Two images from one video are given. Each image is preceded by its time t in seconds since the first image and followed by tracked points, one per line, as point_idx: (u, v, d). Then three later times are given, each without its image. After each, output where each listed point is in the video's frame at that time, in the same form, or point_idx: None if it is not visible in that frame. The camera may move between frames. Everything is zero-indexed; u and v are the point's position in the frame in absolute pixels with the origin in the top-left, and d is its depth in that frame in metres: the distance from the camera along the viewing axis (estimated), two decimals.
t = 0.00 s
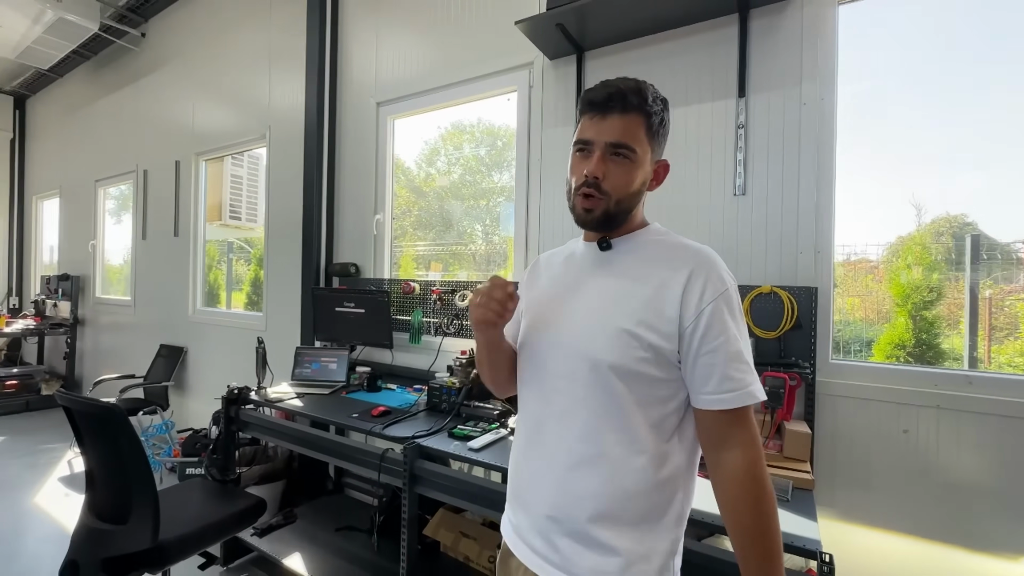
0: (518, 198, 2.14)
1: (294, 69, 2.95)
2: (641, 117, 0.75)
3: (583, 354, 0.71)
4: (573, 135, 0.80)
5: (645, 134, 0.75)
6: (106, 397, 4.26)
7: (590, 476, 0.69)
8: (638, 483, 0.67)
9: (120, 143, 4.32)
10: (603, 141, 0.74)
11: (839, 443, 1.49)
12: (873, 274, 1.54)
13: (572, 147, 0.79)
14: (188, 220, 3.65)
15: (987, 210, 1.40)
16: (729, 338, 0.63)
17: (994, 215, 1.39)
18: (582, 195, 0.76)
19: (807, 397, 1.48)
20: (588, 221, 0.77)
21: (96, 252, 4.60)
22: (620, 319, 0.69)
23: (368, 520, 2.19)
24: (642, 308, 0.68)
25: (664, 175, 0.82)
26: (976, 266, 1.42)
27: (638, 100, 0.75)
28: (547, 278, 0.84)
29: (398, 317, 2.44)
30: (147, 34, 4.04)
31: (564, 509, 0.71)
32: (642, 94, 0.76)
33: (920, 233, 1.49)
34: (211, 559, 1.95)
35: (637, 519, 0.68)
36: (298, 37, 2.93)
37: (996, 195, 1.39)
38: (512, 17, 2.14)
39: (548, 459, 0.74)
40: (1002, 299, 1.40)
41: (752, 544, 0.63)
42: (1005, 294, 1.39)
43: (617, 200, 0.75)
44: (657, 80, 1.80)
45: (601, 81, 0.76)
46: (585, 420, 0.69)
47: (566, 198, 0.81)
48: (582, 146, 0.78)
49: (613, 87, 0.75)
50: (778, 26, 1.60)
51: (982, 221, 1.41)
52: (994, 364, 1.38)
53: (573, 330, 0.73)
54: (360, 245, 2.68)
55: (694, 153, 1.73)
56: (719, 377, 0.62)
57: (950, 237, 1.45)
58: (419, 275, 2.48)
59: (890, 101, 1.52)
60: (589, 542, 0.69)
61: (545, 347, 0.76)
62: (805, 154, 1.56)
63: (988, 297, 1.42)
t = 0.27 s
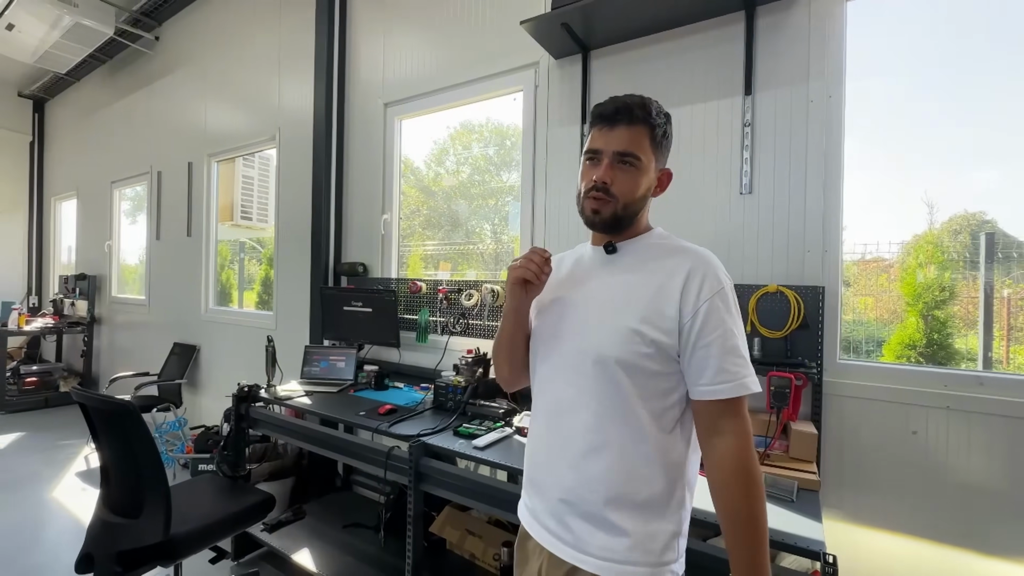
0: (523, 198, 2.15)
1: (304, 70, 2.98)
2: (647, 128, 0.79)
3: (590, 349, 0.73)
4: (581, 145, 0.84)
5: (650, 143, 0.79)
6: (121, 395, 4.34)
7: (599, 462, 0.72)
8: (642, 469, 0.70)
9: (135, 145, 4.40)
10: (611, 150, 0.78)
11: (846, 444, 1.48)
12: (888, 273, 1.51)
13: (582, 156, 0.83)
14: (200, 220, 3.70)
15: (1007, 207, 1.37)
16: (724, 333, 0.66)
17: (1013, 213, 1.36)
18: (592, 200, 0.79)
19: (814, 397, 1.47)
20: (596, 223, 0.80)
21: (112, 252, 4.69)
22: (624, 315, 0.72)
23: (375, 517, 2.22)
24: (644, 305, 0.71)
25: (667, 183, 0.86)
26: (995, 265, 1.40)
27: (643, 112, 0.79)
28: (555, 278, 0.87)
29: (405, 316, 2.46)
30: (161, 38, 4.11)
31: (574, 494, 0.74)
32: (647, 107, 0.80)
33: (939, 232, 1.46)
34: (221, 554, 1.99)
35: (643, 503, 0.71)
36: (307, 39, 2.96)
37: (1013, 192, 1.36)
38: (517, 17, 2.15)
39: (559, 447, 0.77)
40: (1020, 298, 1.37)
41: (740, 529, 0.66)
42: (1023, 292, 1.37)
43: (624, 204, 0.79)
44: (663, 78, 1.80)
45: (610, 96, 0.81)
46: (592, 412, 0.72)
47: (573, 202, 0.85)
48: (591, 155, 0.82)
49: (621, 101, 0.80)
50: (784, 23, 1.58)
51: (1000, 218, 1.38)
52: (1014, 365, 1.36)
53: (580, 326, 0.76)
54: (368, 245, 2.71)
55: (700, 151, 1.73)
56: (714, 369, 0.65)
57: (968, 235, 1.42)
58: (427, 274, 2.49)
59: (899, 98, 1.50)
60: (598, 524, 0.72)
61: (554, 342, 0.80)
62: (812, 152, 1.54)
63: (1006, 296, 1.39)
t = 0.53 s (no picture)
0: (527, 199, 2.16)
1: (309, 72, 3.01)
2: (651, 143, 0.82)
3: (607, 351, 0.77)
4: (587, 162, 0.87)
5: (654, 158, 0.82)
6: (131, 393, 4.39)
7: (618, 456, 0.75)
8: (658, 461, 0.73)
9: (144, 147, 4.45)
10: (617, 167, 0.81)
11: (850, 445, 1.47)
12: (896, 273, 1.51)
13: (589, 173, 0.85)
14: (208, 221, 3.74)
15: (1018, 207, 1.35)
16: (726, 330, 0.69)
17: None
18: (601, 215, 0.82)
19: (817, 399, 1.46)
20: (608, 236, 0.83)
21: (122, 252, 4.75)
22: (636, 318, 0.76)
23: (380, 515, 2.23)
24: (654, 307, 0.75)
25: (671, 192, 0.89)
26: (1004, 265, 1.38)
27: (646, 128, 0.82)
28: (571, 287, 0.91)
29: (410, 316, 2.47)
30: (169, 40, 4.16)
31: (595, 486, 0.78)
32: (649, 122, 0.82)
33: (948, 231, 1.44)
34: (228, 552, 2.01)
35: (660, 494, 0.74)
36: (313, 41, 2.98)
37: None
38: (521, 18, 2.15)
39: (580, 442, 0.81)
40: None
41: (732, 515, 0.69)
42: None
43: (633, 217, 0.81)
44: (666, 79, 1.80)
45: (610, 115, 0.83)
46: (607, 409, 0.76)
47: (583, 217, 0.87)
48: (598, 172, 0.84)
49: (622, 120, 0.82)
50: (788, 23, 1.58)
51: (1012, 217, 1.36)
52: None
53: (596, 329, 0.80)
54: (373, 245, 2.73)
55: (703, 152, 1.73)
56: (716, 363, 0.68)
57: (978, 234, 1.40)
58: (432, 274, 2.51)
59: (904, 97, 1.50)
60: (618, 514, 0.76)
61: (569, 346, 0.84)
62: (816, 152, 1.54)
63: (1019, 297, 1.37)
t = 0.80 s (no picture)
0: (528, 198, 2.16)
1: (311, 72, 3.01)
2: (655, 140, 0.83)
3: (617, 347, 0.78)
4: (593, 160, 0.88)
5: (659, 155, 0.83)
6: (134, 392, 4.41)
7: (633, 448, 0.76)
8: (672, 451, 0.74)
9: (147, 147, 4.47)
10: (624, 162, 0.82)
11: (851, 444, 1.47)
12: (899, 272, 1.50)
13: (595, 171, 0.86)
14: (210, 221, 3.76)
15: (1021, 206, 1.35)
16: (731, 322, 0.70)
17: None
18: (608, 209, 0.82)
19: (818, 398, 1.45)
20: (615, 231, 0.83)
21: (125, 252, 4.77)
22: (645, 314, 0.77)
23: (382, 514, 2.24)
24: (663, 303, 0.76)
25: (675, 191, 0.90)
26: (1007, 264, 1.38)
27: (651, 126, 0.84)
28: (578, 286, 0.92)
29: (411, 316, 2.48)
30: (172, 41, 4.17)
31: (611, 479, 0.78)
32: (653, 122, 0.84)
33: (953, 231, 1.44)
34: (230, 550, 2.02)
35: (676, 483, 0.75)
36: (315, 41, 2.99)
37: None
38: (522, 18, 2.15)
39: (594, 436, 0.81)
40: None
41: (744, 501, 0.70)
42: None
43: (639, 211, 0.82)
44: (667, 78, 1.79)
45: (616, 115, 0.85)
46: (620, 403, 0.77)
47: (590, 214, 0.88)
48: (604, 170, 0.85)
49: (628, 118, 0.84)
50: (789, 22, 1.57)
51: (1016, 217, 1.36)
52: None
53: (605, 326, 0.81)
54: (375, 245, 2.73)
55: (704, 151, 1.72)
56: (721, 354, 0.70)
57: (982, 233, 1.40)
58: (433, 273, 2.51)
59: (907, 96, 1.49)
60: (635, 505, 0.76)
61: (577, 342, 0.85)
62: (818, 151, 1.53)
63: None
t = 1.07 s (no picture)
0: (525, 197, 2.15)
1: (308, 72, 3.01)
2: (655, 137, 0.84)
3: (625, 345, 0.77)
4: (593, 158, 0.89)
5: (658, 151, 0.84)
6: (131, 393, 4.40)
7: (641, 444, 0.76)
8: (677, 448, 0.74)
9: (144, 146, 4.46)
10: (623, 157, 0.82)
11: (848, 443, 1.47)
12: (897, 271, 1.50)
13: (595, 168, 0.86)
14: (208, 221, 3.75)
15: (1019, 205, 1.34)
16: (736, 320, 0.71)
17: None
18: (608, 203, 0.82)
19: (816, 396, 1.45)
20: (615, 225, 0.83)
21: (123, 252, 4.76)
22: (652, 312, 0.76)
23: (379, 514, 2.23)
24: (669, 301, 0.76)
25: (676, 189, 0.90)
26: (1005, 264, 1.37)
27: (650, 123, 0.85)
28: (580, 283, 0.91)
29: (409, 315, 2.47)
30: (170, 40, 4.17)
31: (618, 476, 0.77)
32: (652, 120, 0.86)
33: (951, 230, 1.44)
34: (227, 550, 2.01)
35: (682, 478, 0.75)
36: (313, 40, 2.98)
37: None
38: (519, 17, 2.15)
39: (600, 434, 0.81)
40: None
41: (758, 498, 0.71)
42: None
43: (640, 205, 0.82)
44: (663, 77, 1.79)
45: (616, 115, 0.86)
46: (626, 400, 0.77)
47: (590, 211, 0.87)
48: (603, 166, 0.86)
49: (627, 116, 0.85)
50: (786, 21, 1.57)
51: (1014, 216, 1.35)
52: None
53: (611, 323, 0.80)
54: (372, 244, 2.73)
55: (702, 150, 1.72)
56: (727, 352, 0.70)
57: (979, 233, 1.40)
58: (431, 273, 2.51)
59: (904, 95, 1.49)
60: (643, 501, 0.76)
61: (581, 340, 0.84)
62: (815, 150, 1.53)
63: None
